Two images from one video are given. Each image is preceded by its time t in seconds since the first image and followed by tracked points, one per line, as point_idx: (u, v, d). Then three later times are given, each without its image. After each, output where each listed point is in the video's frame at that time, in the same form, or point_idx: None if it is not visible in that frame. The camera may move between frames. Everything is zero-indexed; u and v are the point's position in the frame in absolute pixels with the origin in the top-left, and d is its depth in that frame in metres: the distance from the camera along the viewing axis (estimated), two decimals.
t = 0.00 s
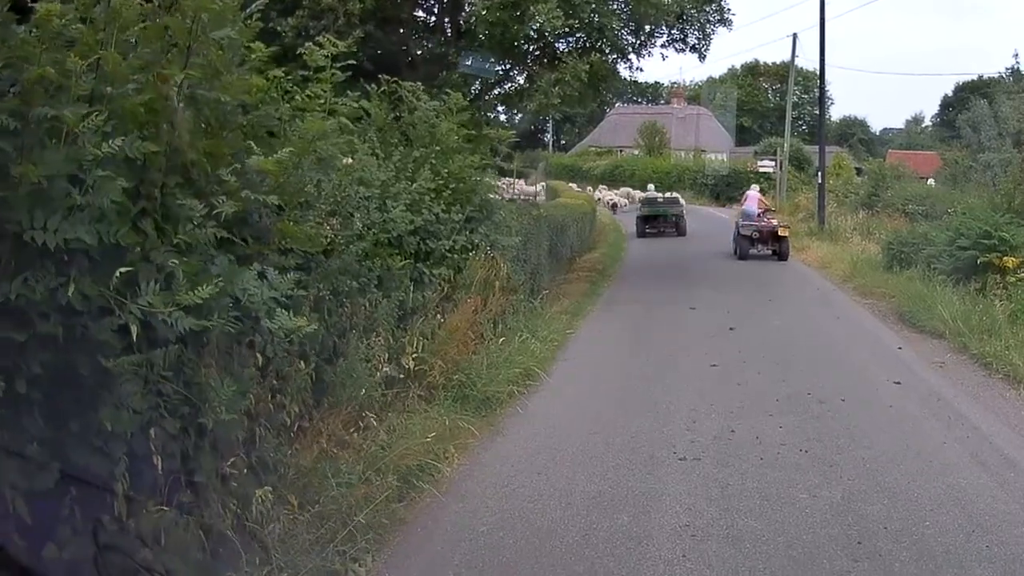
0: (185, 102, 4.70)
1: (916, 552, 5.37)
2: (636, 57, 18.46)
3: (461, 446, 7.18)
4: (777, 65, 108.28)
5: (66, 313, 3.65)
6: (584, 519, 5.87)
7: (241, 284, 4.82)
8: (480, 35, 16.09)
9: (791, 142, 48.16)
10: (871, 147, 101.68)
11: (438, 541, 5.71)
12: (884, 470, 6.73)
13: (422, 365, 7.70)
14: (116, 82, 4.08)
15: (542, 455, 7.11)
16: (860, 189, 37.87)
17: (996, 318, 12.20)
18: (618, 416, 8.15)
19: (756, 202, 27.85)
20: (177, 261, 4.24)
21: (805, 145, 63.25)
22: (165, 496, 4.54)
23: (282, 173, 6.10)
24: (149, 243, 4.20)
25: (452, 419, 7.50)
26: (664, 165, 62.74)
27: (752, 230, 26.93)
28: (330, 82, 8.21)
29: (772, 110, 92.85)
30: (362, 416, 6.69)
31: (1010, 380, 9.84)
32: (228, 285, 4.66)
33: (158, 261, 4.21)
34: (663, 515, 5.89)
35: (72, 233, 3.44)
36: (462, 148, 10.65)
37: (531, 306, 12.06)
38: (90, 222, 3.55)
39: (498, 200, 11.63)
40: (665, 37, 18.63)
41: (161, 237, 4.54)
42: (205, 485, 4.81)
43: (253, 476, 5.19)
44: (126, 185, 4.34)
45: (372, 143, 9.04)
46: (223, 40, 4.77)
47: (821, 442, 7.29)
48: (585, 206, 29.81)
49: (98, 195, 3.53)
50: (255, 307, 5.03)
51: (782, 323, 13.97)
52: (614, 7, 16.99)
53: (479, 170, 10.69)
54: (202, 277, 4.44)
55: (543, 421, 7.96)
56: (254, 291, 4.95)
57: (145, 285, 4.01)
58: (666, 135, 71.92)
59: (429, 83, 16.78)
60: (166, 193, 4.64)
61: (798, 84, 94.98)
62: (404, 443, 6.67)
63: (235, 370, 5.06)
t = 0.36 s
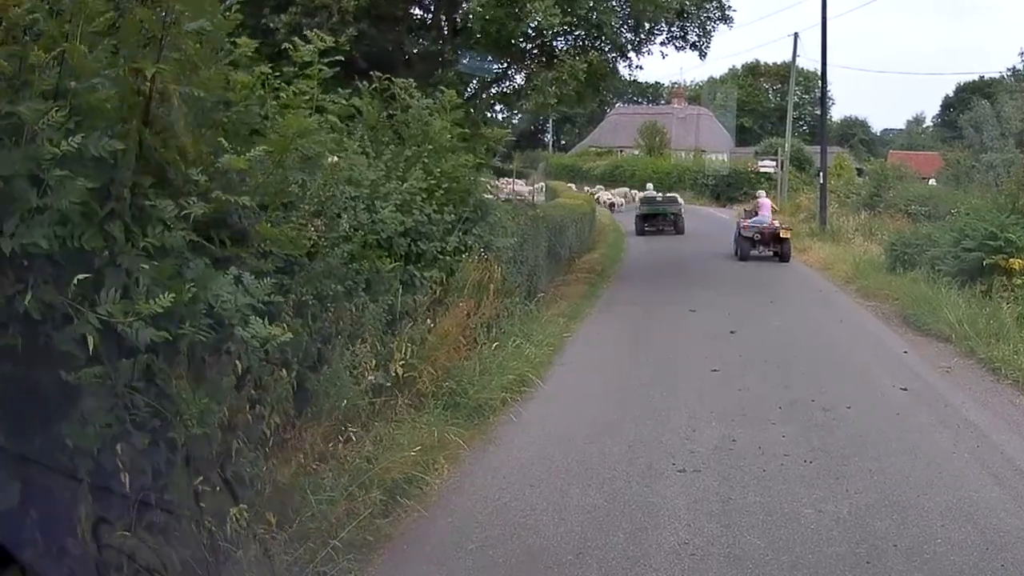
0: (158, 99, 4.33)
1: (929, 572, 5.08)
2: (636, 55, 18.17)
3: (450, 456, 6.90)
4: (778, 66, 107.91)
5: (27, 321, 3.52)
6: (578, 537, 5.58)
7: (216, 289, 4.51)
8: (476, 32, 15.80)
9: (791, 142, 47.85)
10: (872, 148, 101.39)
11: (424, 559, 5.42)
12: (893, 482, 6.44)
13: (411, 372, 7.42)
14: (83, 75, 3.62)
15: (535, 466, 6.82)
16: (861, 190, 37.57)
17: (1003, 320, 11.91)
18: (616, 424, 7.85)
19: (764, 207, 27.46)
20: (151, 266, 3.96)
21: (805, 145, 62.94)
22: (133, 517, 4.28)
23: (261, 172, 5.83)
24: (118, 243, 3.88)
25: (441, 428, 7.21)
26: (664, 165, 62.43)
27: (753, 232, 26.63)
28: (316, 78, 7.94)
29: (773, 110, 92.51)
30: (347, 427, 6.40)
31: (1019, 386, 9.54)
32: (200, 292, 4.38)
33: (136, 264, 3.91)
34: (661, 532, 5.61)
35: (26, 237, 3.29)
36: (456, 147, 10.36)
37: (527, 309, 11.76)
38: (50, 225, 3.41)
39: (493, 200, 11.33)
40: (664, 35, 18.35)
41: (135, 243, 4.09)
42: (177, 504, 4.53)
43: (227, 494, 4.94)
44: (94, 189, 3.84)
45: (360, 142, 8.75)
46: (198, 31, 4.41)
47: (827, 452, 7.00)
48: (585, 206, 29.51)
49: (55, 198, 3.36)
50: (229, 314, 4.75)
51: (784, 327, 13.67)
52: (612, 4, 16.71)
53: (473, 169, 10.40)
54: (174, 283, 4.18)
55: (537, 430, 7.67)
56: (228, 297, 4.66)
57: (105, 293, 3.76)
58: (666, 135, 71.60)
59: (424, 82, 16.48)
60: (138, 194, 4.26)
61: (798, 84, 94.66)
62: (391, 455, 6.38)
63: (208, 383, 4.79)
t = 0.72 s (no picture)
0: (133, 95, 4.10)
1: None
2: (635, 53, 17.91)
3: (440, 467, 6.65)
4: (779, 65, 107.58)
5: None
6: (572, 553, 5.33)
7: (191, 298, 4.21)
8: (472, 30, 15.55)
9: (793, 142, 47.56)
10: (873, 147, 101.06)
11: None
12: (901, 494, 6.19)
13: (401, 378, 7.19)
14: (52, 72, 3.57)
15: (528, 476, 6.57)
16: (863, 190, 37.31)
17: (1010, 323, 11.65)
18: (613, 431, 7.60)
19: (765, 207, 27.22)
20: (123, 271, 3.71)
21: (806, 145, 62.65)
22: (100, 538, 4.06)
23: (244, 172, 5.59)
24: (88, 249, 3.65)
25: (432, 437, 6.97)
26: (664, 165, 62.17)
27: (753, 231, 26.38)
28: (306, 74, 7.72)
29: (773, 110, 92.20)
30: (332, 436, 6.18)
31: None
32: (174, 299, 4.14)
33: (107, 268, 3.66)
34: (659, 547, 5.37)
35: None
36: (450, 146, 10.12)
37: (523, 312, 11.51)
38: (11, 230, 3.39)
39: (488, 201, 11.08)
40: (664, 32, 18.08)
41: (106, 246, 3.75)
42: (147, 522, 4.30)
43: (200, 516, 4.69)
44: (61, 192, 3.63)
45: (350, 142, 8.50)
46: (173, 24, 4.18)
47: (832, 462, 6.76)
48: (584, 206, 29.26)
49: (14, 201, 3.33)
50: (206, 320, 4.50)
51: (786, 329, 13.42)
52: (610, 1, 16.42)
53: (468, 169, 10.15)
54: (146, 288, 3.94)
55: (531, 437, 7.42)
56: (205, 303, 4.40)
57: (65, 302, 3.52)
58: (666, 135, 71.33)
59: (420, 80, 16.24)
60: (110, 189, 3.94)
61: (799, 83, 94.34)
62: (379, 464, 6.15)
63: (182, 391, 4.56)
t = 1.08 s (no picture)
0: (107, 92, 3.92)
1: None
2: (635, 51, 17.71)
3: (430, 477, 6.43)
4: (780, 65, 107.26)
5: None
6: (566, 568, 5.11)
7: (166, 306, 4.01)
8: (468, 27, 15.36)
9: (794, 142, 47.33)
10: (873, 148, 100.87)
11: None
12: (909, 507, 5.96)
13: (392, 384, 6.97)
14: (20, 67, 3.49)
15: (522, 486, 6.34)
16: (864, 190, 37.08)
17: (1015, 325, 11.43)
18: (609, 439, 7.38)
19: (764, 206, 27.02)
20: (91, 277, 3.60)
21: (807, 145, 62.43)
22: (70, 554, 3.87)
23: (229, 170, 5.37)
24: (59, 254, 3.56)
25: (424, 446, 6.73)
26: (664, 165, 62.01)
27: (752, 229, 26.18)
28: (296, 70, 7.52)
29: (775, 110, 92.00)
30: (318, 445, 5.96)
31: None
32: (147, 305, 3.95)
33: (73, 275, 3.56)
34: (657, 563, 5.14)
35: None
36: (445, 145, 9.91)
37: (519, 314, 11.29)
38: None
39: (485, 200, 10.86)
40: (665, 29, 17.89)
41: (76, 250, 3.65)
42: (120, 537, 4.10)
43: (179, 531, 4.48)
44: (30, 193, 3.54)
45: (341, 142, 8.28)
46: (143, 18, 4.12)
47: (836, 472, 6.53)
48: (584, 207, 29.08)
49: None
50: (186, 328, 4.30)
51: (788, 333, 13.18)
52: None
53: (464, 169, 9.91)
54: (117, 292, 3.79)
55: (525, 446, 7.19)
56: (182, 308, 4.20)
57: (25, 310, 3.40)
58: (666, 135, 71.16)
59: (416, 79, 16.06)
60: (85, 190, 3.79)
61: (800, 84, 94.17)
62: (366, 474, 5.93)
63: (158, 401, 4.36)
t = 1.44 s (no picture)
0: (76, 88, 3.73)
1: None
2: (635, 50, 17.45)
3: (418, 491, 6.17)
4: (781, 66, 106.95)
5: None
6: None
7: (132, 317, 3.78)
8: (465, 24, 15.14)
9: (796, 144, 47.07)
10: (875, 149, 100.60)
11: None
12: (919, 523, 5.69)
13: (380, 393, 6.71)
14: None
15: (513, 501, 6.09)
16: (866, 191, 36.83)
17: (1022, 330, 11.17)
18: (605, 449, 7.11)
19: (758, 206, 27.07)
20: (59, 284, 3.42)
21: (808, 146, 62.17)
22: None
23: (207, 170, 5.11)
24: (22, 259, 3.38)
25: (411, 460, 6.48)
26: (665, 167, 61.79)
27: (747, 228, 26.16)
28: (281, 67, 7.27)
29: (776, 111, 91.74)
30: (301, 458, 5.71)
31: None
32: (113, 314, 3.73)
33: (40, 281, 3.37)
34: None
35: None
36: (438, 145, 9.66)
37: (515, 318, 11.03)
38: None
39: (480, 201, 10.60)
40: (664, 28, 17.68)
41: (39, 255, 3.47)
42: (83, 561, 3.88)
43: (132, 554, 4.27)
44: None
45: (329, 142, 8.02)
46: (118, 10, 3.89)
47: (842, 485, 6.27)
48: (584, 208, 28.84)
49: None
50: (155, 337, 4.07)
51: (790, 337, 12.92)
52: None
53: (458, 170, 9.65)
54: (84, 301, 3.64)
55: (519, 457, 6.93)
56: (150, 318, 3.94)
57: None
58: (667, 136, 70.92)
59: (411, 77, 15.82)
60: (54, 192, 3.66)
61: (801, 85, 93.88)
62: (350, 491, 5.68)
63: (136, 415, 4.11)
